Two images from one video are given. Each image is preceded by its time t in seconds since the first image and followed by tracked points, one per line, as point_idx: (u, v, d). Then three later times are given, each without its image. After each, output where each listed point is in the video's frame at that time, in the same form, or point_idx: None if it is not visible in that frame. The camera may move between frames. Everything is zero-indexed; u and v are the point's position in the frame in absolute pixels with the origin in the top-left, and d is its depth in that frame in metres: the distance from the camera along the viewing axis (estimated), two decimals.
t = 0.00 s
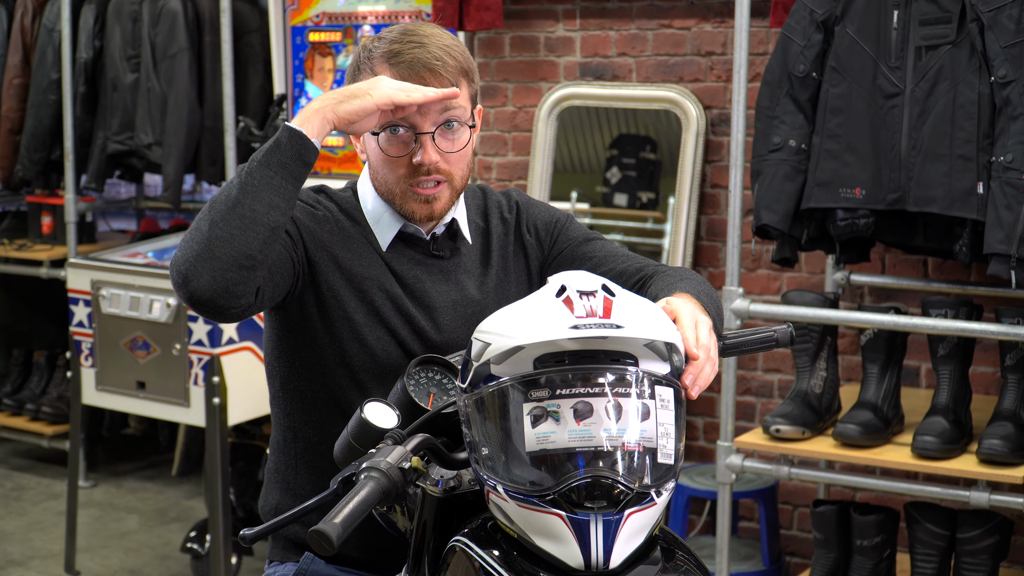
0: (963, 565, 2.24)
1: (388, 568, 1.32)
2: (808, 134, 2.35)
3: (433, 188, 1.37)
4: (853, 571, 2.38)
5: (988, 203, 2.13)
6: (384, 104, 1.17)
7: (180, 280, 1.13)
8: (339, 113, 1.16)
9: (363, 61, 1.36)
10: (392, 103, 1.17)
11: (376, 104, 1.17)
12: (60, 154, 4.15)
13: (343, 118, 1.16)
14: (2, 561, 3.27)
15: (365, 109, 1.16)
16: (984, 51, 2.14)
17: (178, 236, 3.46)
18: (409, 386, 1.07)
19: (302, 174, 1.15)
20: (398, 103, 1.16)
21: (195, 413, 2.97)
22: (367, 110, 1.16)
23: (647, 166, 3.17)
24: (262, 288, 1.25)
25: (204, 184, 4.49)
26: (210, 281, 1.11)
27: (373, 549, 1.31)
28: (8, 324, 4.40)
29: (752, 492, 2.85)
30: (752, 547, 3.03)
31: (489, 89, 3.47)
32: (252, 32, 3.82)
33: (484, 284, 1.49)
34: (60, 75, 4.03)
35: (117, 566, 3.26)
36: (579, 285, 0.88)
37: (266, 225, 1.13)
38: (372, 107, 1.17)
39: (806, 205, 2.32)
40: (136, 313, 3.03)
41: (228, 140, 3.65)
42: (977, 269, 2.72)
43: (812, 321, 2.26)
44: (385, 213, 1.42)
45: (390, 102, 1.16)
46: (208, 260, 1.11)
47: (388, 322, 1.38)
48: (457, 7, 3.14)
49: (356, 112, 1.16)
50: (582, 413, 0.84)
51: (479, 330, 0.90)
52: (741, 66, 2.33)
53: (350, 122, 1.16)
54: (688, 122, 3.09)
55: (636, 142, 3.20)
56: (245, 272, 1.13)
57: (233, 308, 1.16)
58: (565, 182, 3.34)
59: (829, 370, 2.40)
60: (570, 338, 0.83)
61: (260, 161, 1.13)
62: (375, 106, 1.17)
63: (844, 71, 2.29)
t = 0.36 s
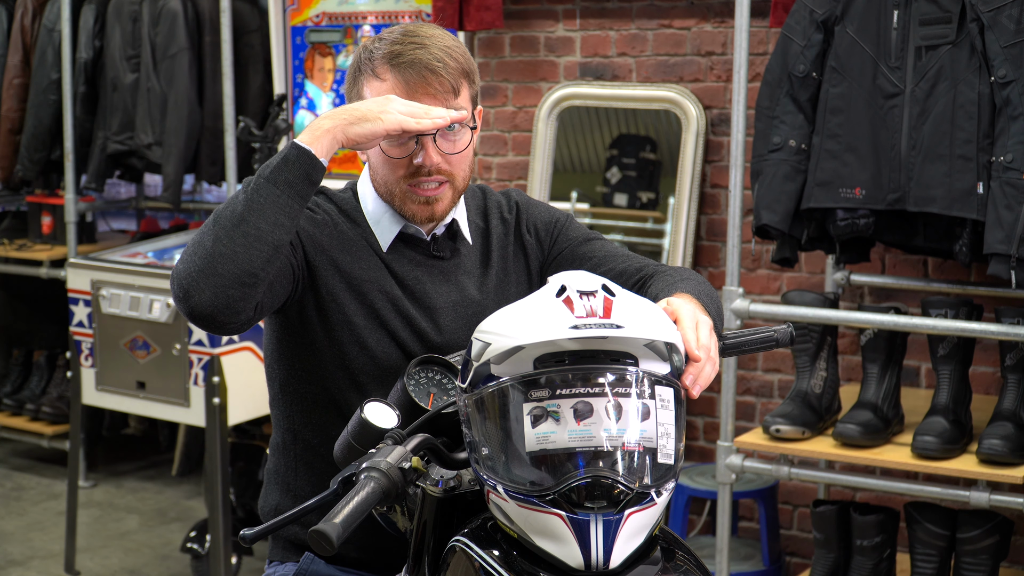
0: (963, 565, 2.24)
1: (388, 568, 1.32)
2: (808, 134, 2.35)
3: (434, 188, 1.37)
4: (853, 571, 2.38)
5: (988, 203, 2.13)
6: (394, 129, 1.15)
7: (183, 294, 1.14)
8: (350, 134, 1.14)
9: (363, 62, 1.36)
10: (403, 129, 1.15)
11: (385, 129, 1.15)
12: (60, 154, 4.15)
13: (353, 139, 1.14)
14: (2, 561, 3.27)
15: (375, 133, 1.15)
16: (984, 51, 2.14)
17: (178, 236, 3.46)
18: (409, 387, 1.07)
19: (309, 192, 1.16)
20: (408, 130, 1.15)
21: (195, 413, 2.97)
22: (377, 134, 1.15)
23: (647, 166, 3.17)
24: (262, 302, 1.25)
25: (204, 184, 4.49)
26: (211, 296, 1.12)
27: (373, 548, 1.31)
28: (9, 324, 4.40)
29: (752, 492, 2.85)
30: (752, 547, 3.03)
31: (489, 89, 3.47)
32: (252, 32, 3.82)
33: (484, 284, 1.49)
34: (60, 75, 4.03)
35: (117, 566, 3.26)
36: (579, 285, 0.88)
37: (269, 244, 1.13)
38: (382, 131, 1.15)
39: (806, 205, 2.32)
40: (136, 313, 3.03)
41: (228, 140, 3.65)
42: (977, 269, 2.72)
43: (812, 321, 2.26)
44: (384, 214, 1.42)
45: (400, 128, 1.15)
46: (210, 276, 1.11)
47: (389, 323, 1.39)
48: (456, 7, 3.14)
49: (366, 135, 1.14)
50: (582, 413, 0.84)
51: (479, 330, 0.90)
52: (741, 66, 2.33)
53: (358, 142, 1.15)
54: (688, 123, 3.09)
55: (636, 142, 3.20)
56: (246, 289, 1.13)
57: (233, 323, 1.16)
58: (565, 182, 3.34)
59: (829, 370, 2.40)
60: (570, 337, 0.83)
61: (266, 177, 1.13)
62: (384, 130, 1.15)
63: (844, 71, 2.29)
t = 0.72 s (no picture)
0: (963, 565, 2.24)
1: (388, 568, 1.32)
2: (808, 134, 2.35)
3: (434, 188, 1.38)
4: (853, 571, 2.38)
5: (988, 203, 2.13)
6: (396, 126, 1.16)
7: (185, 293, 1.13)
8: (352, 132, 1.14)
9: (364, 62, 1.36)
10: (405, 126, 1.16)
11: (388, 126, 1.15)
12: (60, 153, 4.15)
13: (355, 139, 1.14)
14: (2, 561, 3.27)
15: (377, 130, 1.15)
16: (984, 51, 2.14)
17: (178, 236, 3.46)
18: (409, 387, 1.07)
19: (310, 190, 1.16)
20: (409, 127, 1.15)
21: (195, 413, 2.97)
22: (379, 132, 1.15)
23: (647, 166, 3.17)
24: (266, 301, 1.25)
25: (204, 184, 4.49)
26: (215, 297, 1.12)
27: (373, 548, 1.31)
28: (8, 324, 4.40)
29: (752, 492, 2.85)
30: (752, 547, 3.03)
31: (489, 89, 3.47)
32: (252, 32, 3.82)
33: (485, 284, 1.49)
34: (59, 75, 4.03)
35: (117, 566, 3.26)
36: (579, 285, 0.88)
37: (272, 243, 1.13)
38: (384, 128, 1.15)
39: (806, 205, 2.32)
40: (136, 313, 3.03)
41: (228, 140, 3.65)
42: (977, 269, 2.72)
43: (812, 321, 2.26)
44: (384, 215, 1.42)
45: (401, 125, 1.16)
46: (214, 276, 1.11)
47: (390, 323, 1.39)
48: (456, 7, 3.13)
49: (368, 132, 1.14)
50: (582, 413, 0.84)
51: (479, 330, 0.90)
52: (741, 66, 2.33)
53: (360, 140, 1.14)
54: (688, 123, 3.09)
55: (636, 142, 3.20)
56: (248, 288, 1.13)
57: (236, 323, 1.16)
58: (565, 182, 3.34)
59: (829, 370, 2.40)
60: (570, 337, 0.83)
61: (268, 176, 1.13)
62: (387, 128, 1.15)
63: (844, 71, 2.29)
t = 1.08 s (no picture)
0: (963, 565, 2.24)
1: (389, 567, 1.32)
2: (808, 134, 2.35)
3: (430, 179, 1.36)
4: (853, 571, 2.38)
5: (988, 203, 2.13)
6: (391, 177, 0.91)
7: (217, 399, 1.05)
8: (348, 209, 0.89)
9: (361, 54, 1.35)
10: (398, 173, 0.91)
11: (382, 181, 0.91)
12: (60, 153, 4.15)
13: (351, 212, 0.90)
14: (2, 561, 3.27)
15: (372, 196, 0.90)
16: (984, 51, 2.14)
17: (178, 236, 3.46)
18: (409, 386, 1.07)
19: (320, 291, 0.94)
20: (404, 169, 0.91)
21: (195, 413, 2.97)
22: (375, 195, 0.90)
23: (647, 166, 3.17)
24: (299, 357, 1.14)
25: (204, 184, 4.49)
26: (245, 412, 1.01)
27: (373, 548, 1.31)
28: (8, 324, 4.40)
29: (752, 492, 2.85)
30: (752, 547, 3.03)
31: (489, 89, 3.47)
32: (252, 32, 3.82)
33: (482, 284, 1.49)
34: (60, 74, 4.03)
35: (117, 566, 3.26)
36: (579, 285, 0.88)
37: (295, 346, 0.96)
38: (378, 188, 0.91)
39: (806, 205, 2.32)
40: (136, 313, 3.03)
41: (228, 140, 3.65)
42: (977, 269, 2.72)
43: (812, 321, 2.26)
44: (382, 215, 1.42)
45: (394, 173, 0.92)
46: (240, 386, 0.99)
47: (387, 332, 1.38)
48: (457, 7, 3.13)
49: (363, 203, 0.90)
50: (582, 413, 0.84)
51: (478, 330, 0.90)
52: (741, 66, 2.33)
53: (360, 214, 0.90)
54: (688, 123, 3.09)
55: (636, 142, 3.20)
56: (279, 387, 0.99)
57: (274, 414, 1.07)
58: (565, 182, 3.34)
59: (829, 370, 2.40)
60: (571, 337, 0.83)
61: (273, 292, 0.93)
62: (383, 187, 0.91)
63: (844, 71, 2.29)
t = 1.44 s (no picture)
0: (963, 565, 2.24)
1: (389, 568, 1.32)
2: (808, 134, 2.35)
3: (420, 173, 1.37)
4: (853, 571, 2.38)
5: (988, 203, 2.13)
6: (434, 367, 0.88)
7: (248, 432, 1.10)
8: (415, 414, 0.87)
9: (342, 54, 1.35)
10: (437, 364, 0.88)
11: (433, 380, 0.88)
12: (60, 153, 4.15)
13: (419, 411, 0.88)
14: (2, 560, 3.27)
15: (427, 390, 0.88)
16: (984, 51, 2.14)
17: (178, 236, 3.46)
18: (409, 387, 1.07)
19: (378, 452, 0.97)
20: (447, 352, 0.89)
21: (195, 413, 2.97)
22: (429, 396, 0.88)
23: (647, 166, 3.17)
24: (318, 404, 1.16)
25: (204, 184, 4.49)
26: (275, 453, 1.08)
27: (371, 549, 1.30)
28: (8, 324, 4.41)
29: (752, 492, 2.85)
30: (752, 547, 3.03)
31: (489, 89, 3.47)
32: (252, 32, 3.83)
33: (479, 286, 1.49)
34: (60, 74, 4.03)
35: (117, 566, 3.26)
36: (579, 285, 0.88)
37: (343, 440, 0.93)
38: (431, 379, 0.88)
39: (806, 205, 2.32)
40: (136, 313, 3.03)
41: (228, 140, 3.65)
42: (977, 269, 2.72)
43: (812, 321, 2.26)
44: (375, 218, 1.43)
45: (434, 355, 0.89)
46: (290, 456, 1.01)
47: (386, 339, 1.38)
48: (457, 7, 3.13)
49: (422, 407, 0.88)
50: (582, 413, 0.84)
51: (477, 331, 0.90)
52: (741, 66, 2.33)
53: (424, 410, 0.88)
54: (688, 123, 3.09)
55: (636, 142, 3.20)
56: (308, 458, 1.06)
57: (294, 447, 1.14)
58: (565, 182, 3.34)
59: (829, 370, 2.40)
60: (571, 337, 0.83)
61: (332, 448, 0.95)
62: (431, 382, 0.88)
63: (844, 71, 2.29)
